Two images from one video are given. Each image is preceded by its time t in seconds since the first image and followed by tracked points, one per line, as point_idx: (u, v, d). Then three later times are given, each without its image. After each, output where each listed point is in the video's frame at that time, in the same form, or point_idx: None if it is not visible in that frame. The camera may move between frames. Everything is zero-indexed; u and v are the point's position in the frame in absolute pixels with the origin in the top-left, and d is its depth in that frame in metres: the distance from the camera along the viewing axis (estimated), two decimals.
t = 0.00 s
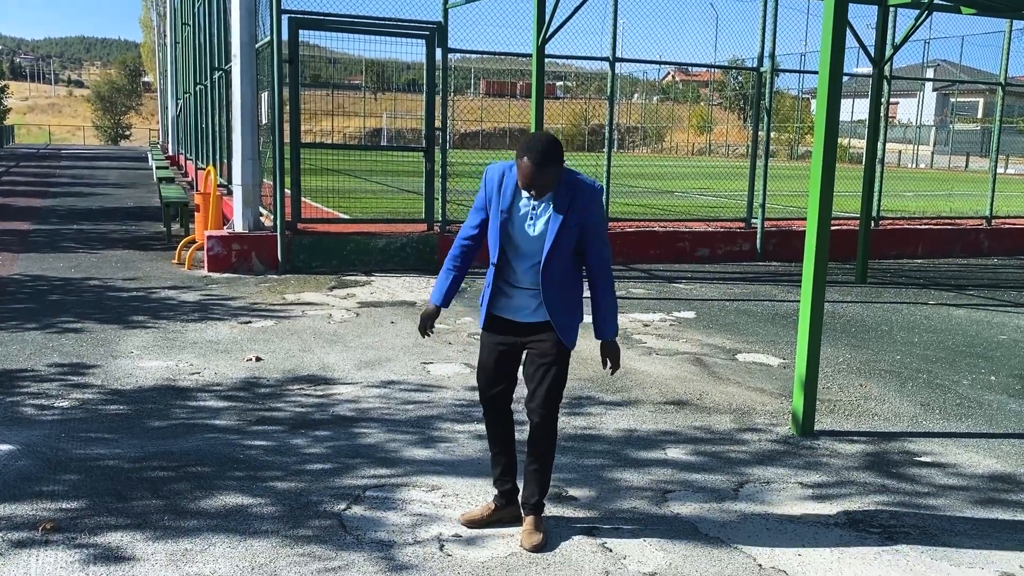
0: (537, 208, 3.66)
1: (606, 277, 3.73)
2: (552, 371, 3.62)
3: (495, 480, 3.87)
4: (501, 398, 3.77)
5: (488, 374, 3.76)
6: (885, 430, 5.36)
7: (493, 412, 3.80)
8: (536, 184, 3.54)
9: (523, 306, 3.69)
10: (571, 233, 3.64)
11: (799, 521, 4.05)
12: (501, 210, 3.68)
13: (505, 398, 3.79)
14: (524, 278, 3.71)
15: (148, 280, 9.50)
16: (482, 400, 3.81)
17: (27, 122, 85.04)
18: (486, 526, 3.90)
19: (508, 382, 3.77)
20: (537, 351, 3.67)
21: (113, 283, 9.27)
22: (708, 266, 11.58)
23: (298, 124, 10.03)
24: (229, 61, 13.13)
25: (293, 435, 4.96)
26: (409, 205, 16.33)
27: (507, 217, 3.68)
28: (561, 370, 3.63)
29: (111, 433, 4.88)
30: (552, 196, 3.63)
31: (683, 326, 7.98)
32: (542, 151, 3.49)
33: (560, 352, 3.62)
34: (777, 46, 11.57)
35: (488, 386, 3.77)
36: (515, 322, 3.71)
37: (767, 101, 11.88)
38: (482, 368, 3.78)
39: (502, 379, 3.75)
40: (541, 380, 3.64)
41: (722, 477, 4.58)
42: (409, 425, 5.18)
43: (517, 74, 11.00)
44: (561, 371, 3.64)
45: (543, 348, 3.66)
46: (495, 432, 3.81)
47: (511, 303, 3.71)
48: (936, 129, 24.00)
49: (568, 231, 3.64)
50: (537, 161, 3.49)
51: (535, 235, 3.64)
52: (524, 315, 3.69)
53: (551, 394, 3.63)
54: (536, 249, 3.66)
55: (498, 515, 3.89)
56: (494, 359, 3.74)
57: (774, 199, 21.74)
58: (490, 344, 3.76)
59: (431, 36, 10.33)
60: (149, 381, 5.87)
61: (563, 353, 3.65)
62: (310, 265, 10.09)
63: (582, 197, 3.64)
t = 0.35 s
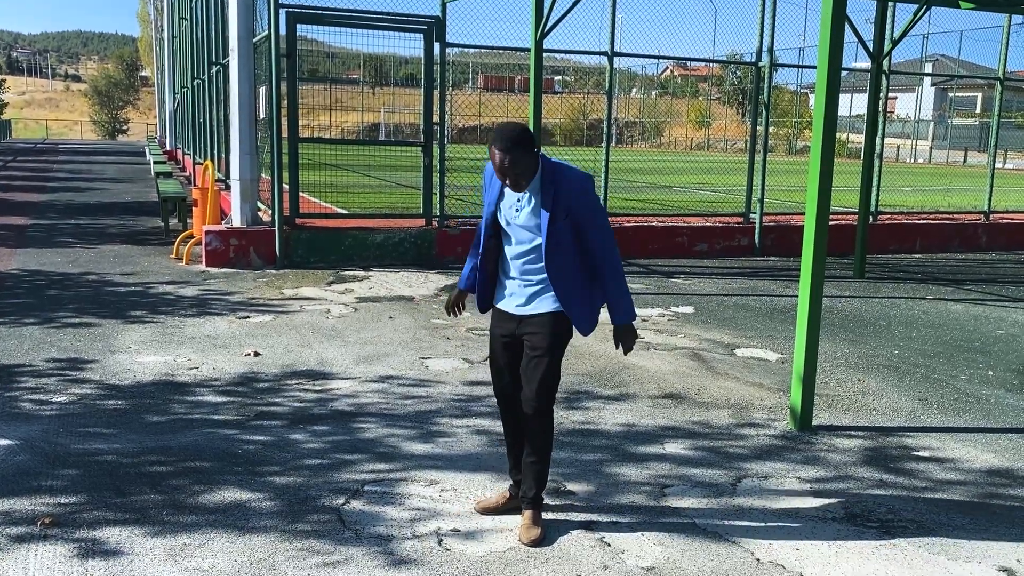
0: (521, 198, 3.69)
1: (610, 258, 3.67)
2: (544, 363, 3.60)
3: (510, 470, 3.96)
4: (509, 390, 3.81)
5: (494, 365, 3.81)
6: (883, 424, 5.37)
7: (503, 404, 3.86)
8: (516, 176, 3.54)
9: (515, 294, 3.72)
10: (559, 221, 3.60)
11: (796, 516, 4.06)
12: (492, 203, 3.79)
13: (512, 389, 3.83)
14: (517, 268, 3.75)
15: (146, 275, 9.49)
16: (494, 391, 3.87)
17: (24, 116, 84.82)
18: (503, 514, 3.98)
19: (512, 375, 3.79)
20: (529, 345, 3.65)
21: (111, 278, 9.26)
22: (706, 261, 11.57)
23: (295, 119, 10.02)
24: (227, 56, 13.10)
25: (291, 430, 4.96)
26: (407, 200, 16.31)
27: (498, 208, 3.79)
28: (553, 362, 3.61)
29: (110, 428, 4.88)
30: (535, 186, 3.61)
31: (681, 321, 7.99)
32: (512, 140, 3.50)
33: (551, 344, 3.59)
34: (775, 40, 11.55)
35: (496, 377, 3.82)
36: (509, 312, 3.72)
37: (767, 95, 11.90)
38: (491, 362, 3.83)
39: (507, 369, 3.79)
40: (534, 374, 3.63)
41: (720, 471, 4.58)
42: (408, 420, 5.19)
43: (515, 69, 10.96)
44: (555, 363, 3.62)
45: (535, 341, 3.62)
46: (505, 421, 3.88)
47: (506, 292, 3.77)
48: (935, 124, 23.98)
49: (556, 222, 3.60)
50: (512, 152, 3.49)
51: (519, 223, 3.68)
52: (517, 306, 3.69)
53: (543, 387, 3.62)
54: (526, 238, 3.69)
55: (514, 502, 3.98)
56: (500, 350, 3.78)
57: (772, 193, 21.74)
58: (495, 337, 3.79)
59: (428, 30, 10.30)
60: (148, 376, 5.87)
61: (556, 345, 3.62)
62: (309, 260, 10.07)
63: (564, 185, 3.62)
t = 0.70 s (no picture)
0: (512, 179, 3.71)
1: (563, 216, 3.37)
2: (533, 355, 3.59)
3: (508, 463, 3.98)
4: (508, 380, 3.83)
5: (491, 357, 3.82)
6: (880, 419, 5.38)
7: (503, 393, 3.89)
8: (507, 138, 3.59)
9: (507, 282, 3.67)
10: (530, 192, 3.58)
11: (794, 510, 4.06)
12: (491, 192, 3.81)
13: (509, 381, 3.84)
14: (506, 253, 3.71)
15: (144, 270, 9.48)
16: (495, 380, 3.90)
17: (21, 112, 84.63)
18: (500, 508, 3.99)
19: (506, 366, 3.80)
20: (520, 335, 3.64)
21: (108, 273, 9.25)
22: (704, 256, 11.57)
23: (292, 114, 10.04)
24: (224, 50, 13.08)
25: (289, 425, 4.96)
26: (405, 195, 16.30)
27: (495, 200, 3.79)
28: (542, 354, 3.59)
29: (107, 423, 4.88)
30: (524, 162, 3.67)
31: (679, 316, 7.99)
32: (507, 105, 3.58)
33: (540, 336, 3.57)
34: (773, 35, 11.53)
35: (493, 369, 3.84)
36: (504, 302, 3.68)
37: (764, 90, 11.94)
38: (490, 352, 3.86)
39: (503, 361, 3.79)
40: (525, 368, 3.63)
41: (718, 466, 4.59)
42: (406, 415, 5.19)
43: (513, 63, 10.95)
44: (545, 356, 3.61)
45: (524, 332, 3.61)
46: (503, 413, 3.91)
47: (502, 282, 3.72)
48: (933, 119, 23.96)
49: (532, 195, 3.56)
50: (506, 112, 3.56)
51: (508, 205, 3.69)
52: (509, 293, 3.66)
53: (536, 380, 3.61)
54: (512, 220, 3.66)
55: (512, 496, 3.99)
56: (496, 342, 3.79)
57: (769, 188, 21.73)
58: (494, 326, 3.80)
59: (425, 25, 10.27)
60: (145, 371, 5.86)
61: (546, 337, 3.59)
62: (306, 255, 10.06)
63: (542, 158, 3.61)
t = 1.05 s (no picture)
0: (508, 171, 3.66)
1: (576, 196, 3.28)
2: (534, 354, 3.59)
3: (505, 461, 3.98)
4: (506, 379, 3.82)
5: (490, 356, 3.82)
6: (877, 414, 5.39)
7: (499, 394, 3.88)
8: (510, 123, 3.57)
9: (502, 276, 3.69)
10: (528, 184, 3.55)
11: (791, 506, 4.07)
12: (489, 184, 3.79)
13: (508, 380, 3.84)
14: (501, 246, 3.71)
15: (141, 266, 9.47)
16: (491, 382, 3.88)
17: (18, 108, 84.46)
18: (497, 504, 3.99)
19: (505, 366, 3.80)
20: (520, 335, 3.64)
21: (106, 269, 9.23)
22: (702, 252, 11.57)
23: (289, 109, 10.03)
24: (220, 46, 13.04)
25: (287, 422, 4.96)
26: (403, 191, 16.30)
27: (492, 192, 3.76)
28: (543, 353, 3.60)
29: (105, 420, 4.87)
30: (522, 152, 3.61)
31: (677, 312, 7.99)
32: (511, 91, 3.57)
33: (541, 335, 3.58)
34: (770, 31, 11.52)
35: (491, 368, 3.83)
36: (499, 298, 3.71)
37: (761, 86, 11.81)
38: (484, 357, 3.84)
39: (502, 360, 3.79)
40: (525, 367, 3.63)
41: (715, 461, 4.59)
42: (403, 411, 5.19)
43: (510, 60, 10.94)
44: (546, 355, 3.62)
45: (525, 331, 3.61)
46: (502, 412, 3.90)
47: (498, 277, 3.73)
48: (930, 115, 23.95)
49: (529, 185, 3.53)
50: (508, 98, 3.55)
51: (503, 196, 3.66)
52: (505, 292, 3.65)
53: (537, 379, 3.62)
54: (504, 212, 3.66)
55: (510, 494, 3.99)
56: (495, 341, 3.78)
57: (767, 184, 21.75)
58: (490, 324, 3.79)
59: (422, 21, 10.25)
60: (142, 368, 5.86)
61: (545, 336, 3.60)
62: (304, 251, 10.06)
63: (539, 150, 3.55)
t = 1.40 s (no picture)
0: (515, 178, 3.67)
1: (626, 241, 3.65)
2: (540, 359, 3.59)
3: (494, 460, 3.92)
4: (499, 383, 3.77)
5: (480, 357, 3.76)
6: (875, 412, 5.40)
7: (484, 396, 3.82)
8: (521, 128, 3.57)
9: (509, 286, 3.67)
10: (560, 198, 3.61)
11: (789, 503, 4.07)
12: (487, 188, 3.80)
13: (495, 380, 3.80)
14: (510, 256, 3.70)
15: (139, 264, 9.46)
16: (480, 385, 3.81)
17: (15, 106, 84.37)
18: (489, 506, 3.95)
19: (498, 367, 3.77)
20: (523, 338, 3.63)
21: (103, 267, 9.23)
22: (699, 250, 11.57)
23: (287, 107, 10.00)
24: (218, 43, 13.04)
25: (286, 420, 4.96)
26: (400, 189, 16.29)
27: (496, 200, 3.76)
28: (549, 358, 3.59)
29: (103, 418, 4.87)
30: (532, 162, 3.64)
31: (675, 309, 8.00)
32: (519, 96, 3.59)
33: (546, 339, 3.57)
34: (769, 28, 11.52)
35: (481, 369, 3.78)
36: (501, 305, 3.69)
37: (759, 83, 11.83)
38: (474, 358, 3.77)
39: (494, 361, 3.76)
40: (530, 371, 3.62)
41: (713, 459, 4.60)
42: (402, 409, 5.19)
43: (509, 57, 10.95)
44: (552, 359, 3.61)
45: (530, 335, 3.60)
46: (489, 413, 3.85)
47: (503, 287, 3.71)
48: (928, 112, 23.97)
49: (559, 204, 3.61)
50: (518, 102, 3.57)
51: (513, 203, 3.66)
52: (512, 298, 3.65)
53: (542, 383, 3.62)
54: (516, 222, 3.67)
55: (498, 494, 3.95)
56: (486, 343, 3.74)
57: (764, 181, 21.76)
58: (479, 326, 3.76)
59: (421, 18, 10.23)
60: (140, 366, 5.86)
61: (551, 342, 3.60)
62: (302, 248, 10.05)
63: (566, 166, 3.63)
